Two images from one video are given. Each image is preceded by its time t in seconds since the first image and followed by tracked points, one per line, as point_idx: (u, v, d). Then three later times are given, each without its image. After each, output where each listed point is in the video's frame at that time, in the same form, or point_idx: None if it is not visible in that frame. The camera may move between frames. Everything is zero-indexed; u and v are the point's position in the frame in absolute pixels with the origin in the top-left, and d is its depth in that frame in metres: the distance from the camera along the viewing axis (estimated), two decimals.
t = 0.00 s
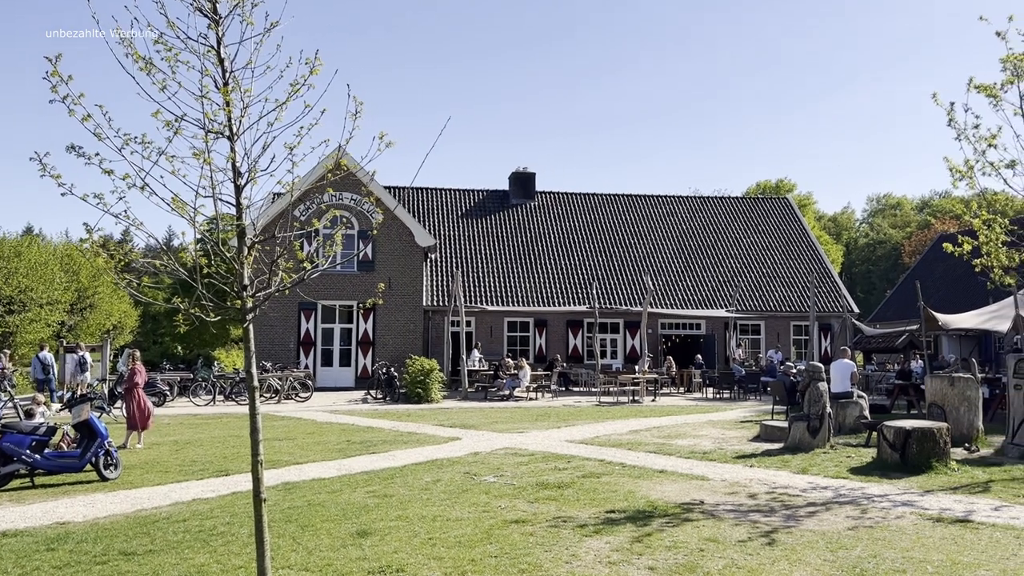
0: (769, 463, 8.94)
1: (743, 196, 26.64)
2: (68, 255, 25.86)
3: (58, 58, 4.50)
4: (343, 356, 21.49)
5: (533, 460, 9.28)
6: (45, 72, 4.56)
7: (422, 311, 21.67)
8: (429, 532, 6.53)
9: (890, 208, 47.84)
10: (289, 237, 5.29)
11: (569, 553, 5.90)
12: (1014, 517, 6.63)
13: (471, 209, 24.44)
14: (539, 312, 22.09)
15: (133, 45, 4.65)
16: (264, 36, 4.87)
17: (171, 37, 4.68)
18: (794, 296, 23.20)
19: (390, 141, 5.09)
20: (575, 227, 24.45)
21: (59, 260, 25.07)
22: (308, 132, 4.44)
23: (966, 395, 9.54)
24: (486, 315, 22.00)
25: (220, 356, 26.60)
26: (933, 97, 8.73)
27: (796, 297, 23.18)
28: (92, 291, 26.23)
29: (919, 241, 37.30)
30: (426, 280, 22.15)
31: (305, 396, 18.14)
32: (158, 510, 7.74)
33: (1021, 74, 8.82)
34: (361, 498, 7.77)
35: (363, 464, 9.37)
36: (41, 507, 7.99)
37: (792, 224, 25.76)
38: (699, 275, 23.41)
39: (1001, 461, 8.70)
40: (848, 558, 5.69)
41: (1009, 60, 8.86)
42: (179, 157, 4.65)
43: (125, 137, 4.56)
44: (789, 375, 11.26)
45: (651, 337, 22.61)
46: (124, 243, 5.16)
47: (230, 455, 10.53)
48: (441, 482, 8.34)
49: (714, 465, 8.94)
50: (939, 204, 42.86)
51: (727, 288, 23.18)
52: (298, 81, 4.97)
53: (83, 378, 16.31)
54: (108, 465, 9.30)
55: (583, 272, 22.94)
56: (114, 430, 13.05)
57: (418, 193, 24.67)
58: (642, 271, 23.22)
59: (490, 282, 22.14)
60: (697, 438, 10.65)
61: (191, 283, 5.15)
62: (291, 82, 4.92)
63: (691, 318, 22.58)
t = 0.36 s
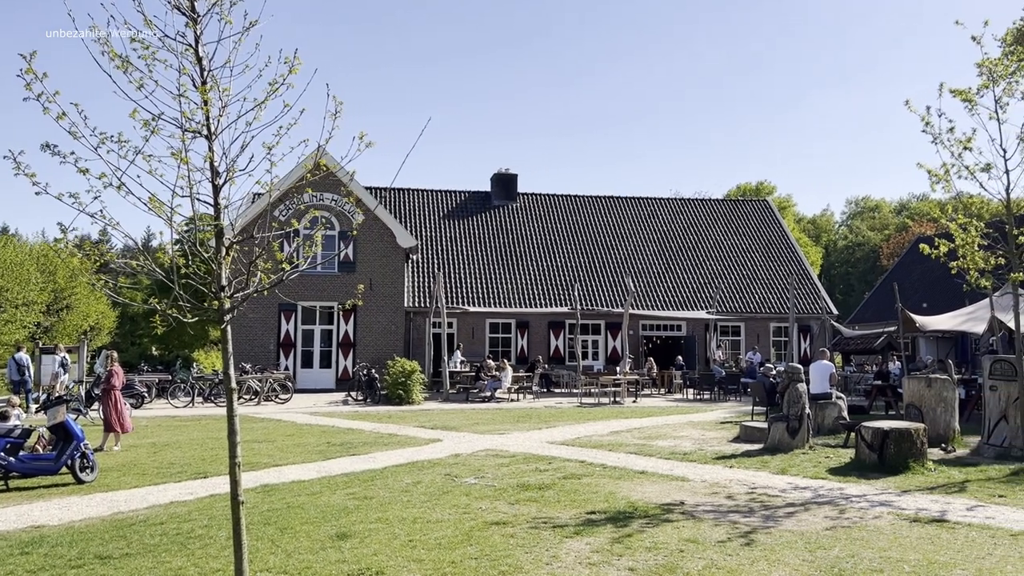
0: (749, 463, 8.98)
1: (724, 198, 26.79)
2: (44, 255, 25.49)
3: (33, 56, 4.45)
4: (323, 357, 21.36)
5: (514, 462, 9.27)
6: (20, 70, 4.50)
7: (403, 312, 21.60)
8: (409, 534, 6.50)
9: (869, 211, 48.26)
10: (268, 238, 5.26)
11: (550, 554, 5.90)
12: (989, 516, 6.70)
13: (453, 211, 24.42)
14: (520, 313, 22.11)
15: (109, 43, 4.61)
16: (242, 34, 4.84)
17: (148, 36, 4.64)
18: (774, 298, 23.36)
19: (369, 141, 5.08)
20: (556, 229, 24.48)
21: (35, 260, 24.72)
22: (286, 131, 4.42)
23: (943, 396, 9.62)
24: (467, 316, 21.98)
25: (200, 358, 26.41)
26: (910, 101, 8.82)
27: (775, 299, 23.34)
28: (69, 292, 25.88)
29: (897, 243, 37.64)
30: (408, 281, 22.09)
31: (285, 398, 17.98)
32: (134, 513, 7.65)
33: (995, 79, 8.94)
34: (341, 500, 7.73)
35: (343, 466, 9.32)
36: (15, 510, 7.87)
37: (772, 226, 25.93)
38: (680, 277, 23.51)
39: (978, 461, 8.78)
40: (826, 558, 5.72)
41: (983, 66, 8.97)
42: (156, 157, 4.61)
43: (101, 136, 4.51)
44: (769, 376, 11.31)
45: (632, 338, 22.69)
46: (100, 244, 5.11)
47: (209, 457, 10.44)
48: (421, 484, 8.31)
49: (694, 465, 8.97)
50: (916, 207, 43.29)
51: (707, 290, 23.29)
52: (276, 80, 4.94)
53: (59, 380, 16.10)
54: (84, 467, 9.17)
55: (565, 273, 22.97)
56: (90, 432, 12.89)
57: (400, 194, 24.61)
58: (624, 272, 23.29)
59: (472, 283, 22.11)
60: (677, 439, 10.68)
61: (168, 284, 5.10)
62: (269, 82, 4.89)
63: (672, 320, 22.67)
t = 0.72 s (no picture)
0: (728, 464, 9.02)
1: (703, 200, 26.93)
2: (19, 255, 25.14)
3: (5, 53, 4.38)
4: (303, 359, 21.23)
5: (495, 463, 9.26)
6: None
7: (384, 314, 21.52)
8: (389, 536, 6.47)
9: (847, 214, 48.70)
10: (245, 238, 5.21)
11: (529, 556, 5.90)
12: (964, 516, 6.77)
13: (434, 211, 24.38)
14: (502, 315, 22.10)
15: (84, 41, 4.55)
16: (221, 33, 4.80)
17: (123, 34, 4.59)
18: (753, 300, 23.50)
19: (348, 141, 5.05)
20: (538, 230, 24.50)
21: (9, 260, 24.38)
22: (263, 131, 4.40)
23: (919, 397, 9.71)
24: (448, 317, 21.95)
25: (178, 359, 26.14)
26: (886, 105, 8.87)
27: (755, 300, 23.49)
28: (44, 292, 25.54)
29: (875, 246, 37.99)
30: (389, 282, 22.00)
31: (264, 400, 17.87)
32: (110, 516, 7.56)
33: (970, 84, 9.02)
34: (319, 502, 7.69)
35: (322, 469, 9.27)
36: None
37: (751, 228, 26.10)
38: (660, 278, 23.60)
39: (953, 461, 8.88)
40: (804, 558, 5.76)
41: (958, 71, 9.05)
42: (131, 156, 4.56)
43: (75, 134, 4.46)
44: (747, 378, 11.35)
45: (613, 340, 22.74)
46: (74, 244, 5.05)
47: (186, 460, 10.34)
48: (401, 486, 8.28)
49: (673, 466, 9.00)
50: (893, 210, 43.72)
51: (688, 291, 23.39)
52: (255, 80, 4.91)
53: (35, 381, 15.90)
54: (59, 470, 9.05)
55: (546, 275, 22.98)
56: (64, 435, 12.73)
57: (381, 195, 24.53)
58: (605, 274, 23.34)
59: (453, 284, 22.07)
60: (657, 440, 10.72)
61: (144, 285, 5.03)
62: (248, 81, 4.86)
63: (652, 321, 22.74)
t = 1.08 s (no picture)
0: (706, 465, 9.06)
1: (683, 202, 27.05)
2: None
3: None
4: (281, 360, 21.07)
5: (474, 464, 9.25)
6: None
7: (364, 314, 21.43)
8: (366, 538, 6.44)
9: (825, 217, 49.13)
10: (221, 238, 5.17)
11: (507, 557, 5.88)
12: (938, 516, 6.84)
13: (415, 212, 24.33)
14: (482, 316, 22.10)
15: (57, 38, 4.49)
16: (197, 31, 4.76)
17: (98, 31, 4.54)
18: (732, 301, 23.63)
19: (325, 141, 5.02)
20: (519, 231, 24.50)
21: None
22: (240, 131, 4.36)
23: (895, 398, 9.80)
24: (429, 318, 21.92)
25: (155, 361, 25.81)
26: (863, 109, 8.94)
27: (733, 302, 23.61)
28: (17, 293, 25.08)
29: (853, 248, 38.33)
30: (369, 283, 21.92)
31: (242, 401, 17.74)
32: (84, 518, 7.47)
33: (946, 89, 9.11)
34: (297, 504, 7.64)
35: (300, 470, 9.22)
36: None
37: (730, 230, 26.24)
38: (640, 280, 23.68)
39: (928, 462, 8.96)
40: (780, 558, 5.79)
41: (935, 75, 9.14)
42: (106, 154, 4.51)
43: (48, 132, 4.40)
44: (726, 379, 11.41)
45: (593, 341, 22.80)
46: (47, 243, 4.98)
47: (163, 461, 10.25)
48: (380, 487, 8.24)
49: (652, 467, 9.04)
50: (870, 213, 44.16)
51: (667, 292, 23.48)
52: (232, 79, 4.87)
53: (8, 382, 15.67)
54: (32, 472, 8.94)
55: (527, 276, 22.99)
56: (38, 437, 12.57)
57: (362, 195, 24.45)
58: (585, 275, 23.39)
59: (434, 285, 22.03)
60: (636, 441, 10.75)
61: (118, 285, 4.98)
62: (225, 80, 4.82)
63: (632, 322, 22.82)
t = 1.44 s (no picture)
0: (685, 466, 9.10)
1: (664, 204, 27.16)
2: None
3: None
4: (261, 360, 20.94)
5: (454, 466, 9.23)
6: None
7: (344, 315, 21.34)
8: (346, 539, 6.41)
9: (804, 219, 49.55)
10: (199, 238, 5.12)
11: (488, 558, 5.88)
12: (914, 516, 6.90)
13: (396, 212, 24.27)
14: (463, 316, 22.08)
15: (34, 34, 4.44)
16: (176, 29, 4.72)
17: (75, 28, 4.49)
18: (712, 303, 23.75)
19: (304, 140, 4.99)
20: (500, 232, 24.50)
21: None
22: (219, 129, 4.33)
23: (873, 399, 9.89)
24: (410, 319, 21.86)
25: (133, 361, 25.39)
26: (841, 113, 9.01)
27: (713, 303, 23.73)
28: None
29: (831, 250, 38.65)
30: (350, 284, 21.83)
31: (220, 403, 17.58)
32: (59, 520, 7.38)
33: (924, 93, 9.21)
34: (276, 506, 7.59)
35: (279, 471, 9.16)
36: None
37: (710, 232, 26.38)
38: (621, 281, 23.75)
39: (904, 463, 9.05)
40: (759, 558, 5.83)
41: (912, 80, 9.25)
42: (82, 153, 4.46)
43: (24, 130, 4.35)
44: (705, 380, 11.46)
45: (574, 343, 22.84)
46: (22, 242, 4.92)
47: (140, 462, 10.14)
48: (359, 489, 8.21)
49: (632, 468, 9.06)
50: (848, 216, 44.59)
51: (648, 294, 23.56)
52: (211, 77, 4.84)
53: None
54: (5, 474, 8.81)
55: (508, 277, 22.99)
56: (13, 438, 12.40)
57: (343, 195, 24.36)
58: (566, 277, 23.43)
59: (415, 286, 21.98)
60: (617, 442, 10.78)
61: (94, 284, 4.92)
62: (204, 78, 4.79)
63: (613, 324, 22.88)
